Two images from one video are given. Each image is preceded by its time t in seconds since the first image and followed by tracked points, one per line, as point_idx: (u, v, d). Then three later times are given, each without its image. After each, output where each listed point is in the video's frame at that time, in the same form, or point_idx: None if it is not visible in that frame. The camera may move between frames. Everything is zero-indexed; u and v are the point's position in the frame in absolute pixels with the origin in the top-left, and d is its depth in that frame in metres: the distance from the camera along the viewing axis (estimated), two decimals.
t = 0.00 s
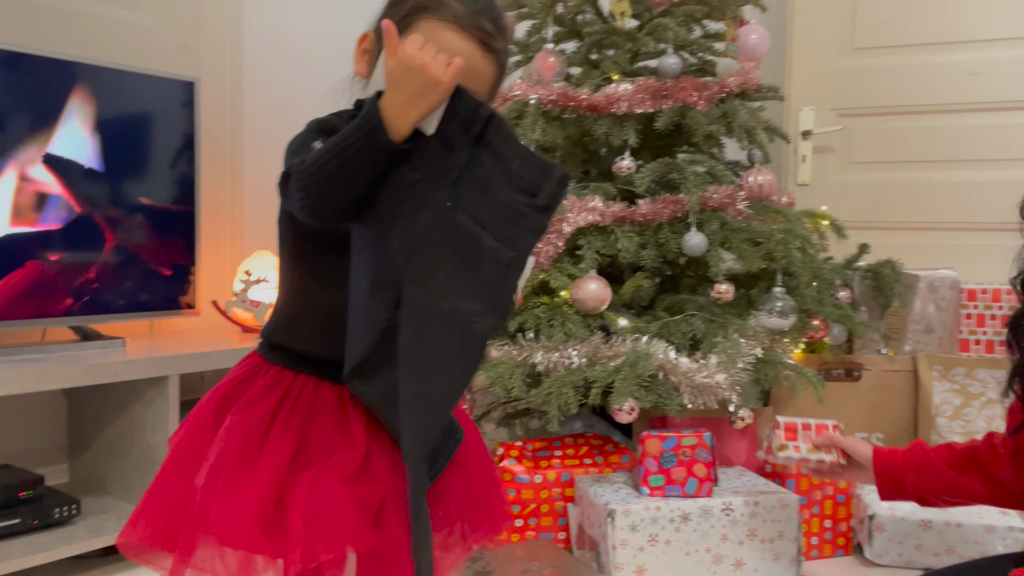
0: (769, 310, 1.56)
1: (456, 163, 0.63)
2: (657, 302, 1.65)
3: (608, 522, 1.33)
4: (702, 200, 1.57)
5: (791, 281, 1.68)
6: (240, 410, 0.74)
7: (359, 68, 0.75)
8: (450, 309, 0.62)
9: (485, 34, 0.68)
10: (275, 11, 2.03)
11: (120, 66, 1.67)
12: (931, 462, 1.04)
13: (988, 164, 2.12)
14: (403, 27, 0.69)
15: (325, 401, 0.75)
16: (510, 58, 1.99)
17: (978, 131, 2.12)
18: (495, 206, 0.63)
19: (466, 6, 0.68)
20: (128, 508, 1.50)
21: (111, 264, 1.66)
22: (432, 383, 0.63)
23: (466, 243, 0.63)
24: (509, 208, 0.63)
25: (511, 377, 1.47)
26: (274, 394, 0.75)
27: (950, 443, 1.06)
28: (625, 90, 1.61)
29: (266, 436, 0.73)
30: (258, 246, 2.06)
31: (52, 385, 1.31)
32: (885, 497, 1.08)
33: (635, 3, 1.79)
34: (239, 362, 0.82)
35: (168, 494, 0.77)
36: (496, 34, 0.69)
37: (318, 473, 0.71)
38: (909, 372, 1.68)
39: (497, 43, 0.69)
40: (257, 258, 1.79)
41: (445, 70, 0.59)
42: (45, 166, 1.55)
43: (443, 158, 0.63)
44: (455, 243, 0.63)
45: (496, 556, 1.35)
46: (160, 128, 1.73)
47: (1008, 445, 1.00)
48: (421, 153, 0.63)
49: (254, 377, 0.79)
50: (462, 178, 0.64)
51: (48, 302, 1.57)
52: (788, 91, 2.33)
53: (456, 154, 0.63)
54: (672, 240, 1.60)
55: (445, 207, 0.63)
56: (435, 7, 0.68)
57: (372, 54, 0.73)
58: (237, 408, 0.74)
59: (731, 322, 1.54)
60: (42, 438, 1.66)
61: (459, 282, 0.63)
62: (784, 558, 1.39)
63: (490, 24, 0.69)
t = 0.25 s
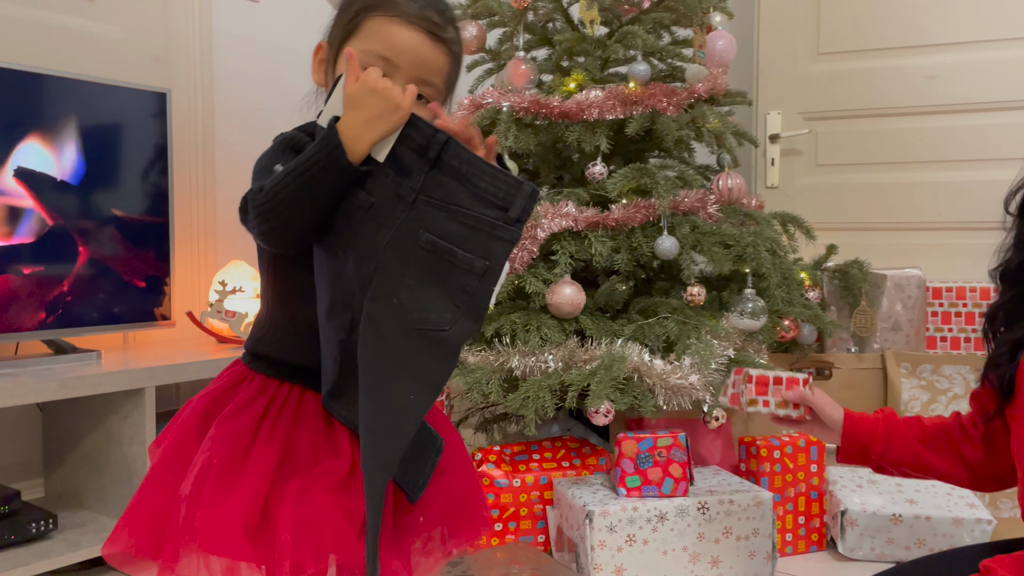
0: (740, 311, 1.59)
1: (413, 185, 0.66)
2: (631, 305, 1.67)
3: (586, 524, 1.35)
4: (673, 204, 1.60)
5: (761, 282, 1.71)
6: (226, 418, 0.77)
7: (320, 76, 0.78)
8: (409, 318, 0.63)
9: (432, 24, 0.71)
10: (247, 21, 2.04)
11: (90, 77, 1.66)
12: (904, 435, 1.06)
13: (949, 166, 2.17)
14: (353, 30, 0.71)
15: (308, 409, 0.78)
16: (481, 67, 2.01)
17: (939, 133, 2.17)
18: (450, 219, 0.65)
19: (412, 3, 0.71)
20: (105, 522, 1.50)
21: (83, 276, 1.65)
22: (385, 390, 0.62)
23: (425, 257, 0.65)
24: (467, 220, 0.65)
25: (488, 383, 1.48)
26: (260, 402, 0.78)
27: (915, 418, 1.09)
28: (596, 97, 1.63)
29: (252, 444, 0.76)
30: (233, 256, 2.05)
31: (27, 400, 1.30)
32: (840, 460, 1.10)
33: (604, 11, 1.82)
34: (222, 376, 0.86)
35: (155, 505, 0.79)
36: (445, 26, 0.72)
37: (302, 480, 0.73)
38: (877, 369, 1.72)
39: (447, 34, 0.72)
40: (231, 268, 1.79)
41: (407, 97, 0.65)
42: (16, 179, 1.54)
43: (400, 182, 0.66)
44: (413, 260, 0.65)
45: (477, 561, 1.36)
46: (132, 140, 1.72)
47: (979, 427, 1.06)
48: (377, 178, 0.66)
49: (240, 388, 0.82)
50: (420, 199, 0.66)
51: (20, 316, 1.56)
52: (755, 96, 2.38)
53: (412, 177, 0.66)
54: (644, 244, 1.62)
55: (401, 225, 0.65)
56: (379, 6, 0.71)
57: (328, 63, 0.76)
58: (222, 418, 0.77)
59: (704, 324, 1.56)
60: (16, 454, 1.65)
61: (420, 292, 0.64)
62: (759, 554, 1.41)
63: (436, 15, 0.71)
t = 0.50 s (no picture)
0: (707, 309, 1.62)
1: (360, 228, 0.68)
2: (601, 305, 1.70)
3: (559, 522, 1.37)
4: (640, 205, 1.63)
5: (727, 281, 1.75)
6: (216, 426, 0.79)
7: (278, 87, 0.79)
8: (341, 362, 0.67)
9: (388, 34, 0.72)
10: (214, 27, 2.03)
11: (57, 85, 1.65)
12: (864, 425, 1.10)
13: (909, 165, 2.22)
14: (307, 45, 0.73)
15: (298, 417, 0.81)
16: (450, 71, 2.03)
17: (899, 133, 2.22)
18: (400, 272, 0.69)
19: (365, 14, 0.72)
20: (77, 530, 1.49)
21: (52, 284, 1.65)
22: (325, 431, 0.66)
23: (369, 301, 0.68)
24: (419, 277, 0.70)
25: (460, 385, 1.50)
26: (248, 410, 0.81)
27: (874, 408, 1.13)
28: (563, 101, 1.66)
29: (243, 452, 0.79)
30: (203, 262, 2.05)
31: None
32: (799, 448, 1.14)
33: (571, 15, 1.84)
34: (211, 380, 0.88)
35: (152, 509, 0.84)
36: (398, 34, 0.73)
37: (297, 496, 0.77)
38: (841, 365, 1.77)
39: (401, 42, 0.73)
40: (202, 274, 1.79)
41: (359, 131, 0.67)
42: None
43: (347, 222, 0.68)
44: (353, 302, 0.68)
45: (451, 560, 1.38)
46: (100, 147, 1.72)
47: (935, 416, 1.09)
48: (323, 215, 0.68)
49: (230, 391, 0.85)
50: (365, 242, 0.69)
51: None
52: (720, 98, 2.42)
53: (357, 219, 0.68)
54: (612, 245, 1.65)
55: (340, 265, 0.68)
56: (334, 20, 0.72)
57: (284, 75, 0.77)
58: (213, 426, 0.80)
59: (671, 323, 1.59)
60: None
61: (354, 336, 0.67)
62: (728, 547, 1.45)
63: (391, 25, 0.73)
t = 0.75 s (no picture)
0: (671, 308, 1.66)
1: (309, 248, 0.71)
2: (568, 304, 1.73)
3: (527, 516, 1.40)
4: (606, 207, 1.66)
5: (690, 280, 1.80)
6: (187, 427, 0.84)
7: (246, 103, 0.81)
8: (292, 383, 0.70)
9: (354, 63, 0.75)
10: (181, 30, 2.03)
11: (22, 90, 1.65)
12: (817, 414, 1.14)
13: (865, 165, 2.29)
14: (275, 70, 0.75)
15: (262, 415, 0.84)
16: (417, 74, 2.05)
17: (855, 134, 2.29)
18: (354, 295, 0.72)
19: (331, 42, 0.75)
20: (47, 534, 1.50)
21: (18, 289, 1.65)
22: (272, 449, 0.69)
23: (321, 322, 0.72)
24: (374, 301, 0.73)
25: (429, 385, 1.52)
26: (216, 411, 0.84)
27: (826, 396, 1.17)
28: (529, 105, 1.69)
29: (211, 454, 0.83)
30: (171, 265, 2.05)
31: None
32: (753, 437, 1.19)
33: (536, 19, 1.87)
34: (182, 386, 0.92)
35: (125, 510, 0.87)
36: (364, 62, 0.76)
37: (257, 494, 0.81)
38: (799, 360, 1.83)
39: (367, 70, 0.76)
40: (171, 277, 1.79)
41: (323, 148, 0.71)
42: None
43: (298, 240, 0.71)
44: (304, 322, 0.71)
45: (422, 557, 1.40)
46: (66, 152, 1.72)
47: (883, 405, 1.14)
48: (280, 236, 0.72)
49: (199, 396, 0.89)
50: (315, 261, 0.71)
51: None
52: (683, 99, 2.47)
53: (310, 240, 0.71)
54: (579, 246, 1.69)
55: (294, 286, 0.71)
56: (300, 47, 0.75)
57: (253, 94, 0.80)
58: (184, 426, 0.84)
59: (637, 322, 1.62)
60: None
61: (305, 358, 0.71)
62: (692, 539, 1.49)
63: (357, 52, 0.76)
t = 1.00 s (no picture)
0: (647, 307, 1.70)
1: (331, 250, 0.69)
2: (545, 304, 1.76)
3: (507, 514, 1.43)
4: (583, 208, 1.69)
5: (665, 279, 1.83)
6: (165, 429, 0.85)
7: (220, 118, 0.82)
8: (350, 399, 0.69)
9: (326, 77, 0.76)
10: (156, 30, 2.02)
11: None
12: (787, 412, 1.18)
13: (835, 165, 2.34)
14: (249, 87, 0.76)
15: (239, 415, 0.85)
16: (396, 75, 2.06)
17: (825, 134, 2.33)
18: (379, 280, 0.71)
19: (303, 56, 0.76)
20: (26, 537, 1.50)
21: None
22: (374, 452, 0.68)
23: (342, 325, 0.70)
24: (397, 277, 0.71)
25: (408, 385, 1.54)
26: (195, 412, 0.86)
27: (796, 395, 1.21)
28: (507, 107, 1.71)
29: (189, 455, 0.84)
30: (148, 266, 2.05)
31: None
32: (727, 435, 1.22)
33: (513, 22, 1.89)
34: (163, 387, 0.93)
35: (107, 510, 0.88)
36: (338, 74, 0.77)
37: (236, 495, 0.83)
38: (772, 358, 1.87)
39: (340, 82, 0.78)
40: (149, 279, 1.79)
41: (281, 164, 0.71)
42: None
43: (315, 250, 0.69)
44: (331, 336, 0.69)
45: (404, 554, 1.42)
46: (43, 155, 1.72)
47: (851, 402, 1.18)
48: (278, 259, 0.69)
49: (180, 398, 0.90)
50: (342, 260, 0.70)
51: None
52: (658, 100, 2.50)
53: (314, 249, 0.69)
54: (556, 246, 1.71)
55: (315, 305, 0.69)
56: (271, 64, 0.75)
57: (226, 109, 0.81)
58: (162, 428, 0.85)
59: (613, 321, 1.65)
60: None
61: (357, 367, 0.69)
62: (668, 533, 1.52)
63: (328, 65, 0.77)
